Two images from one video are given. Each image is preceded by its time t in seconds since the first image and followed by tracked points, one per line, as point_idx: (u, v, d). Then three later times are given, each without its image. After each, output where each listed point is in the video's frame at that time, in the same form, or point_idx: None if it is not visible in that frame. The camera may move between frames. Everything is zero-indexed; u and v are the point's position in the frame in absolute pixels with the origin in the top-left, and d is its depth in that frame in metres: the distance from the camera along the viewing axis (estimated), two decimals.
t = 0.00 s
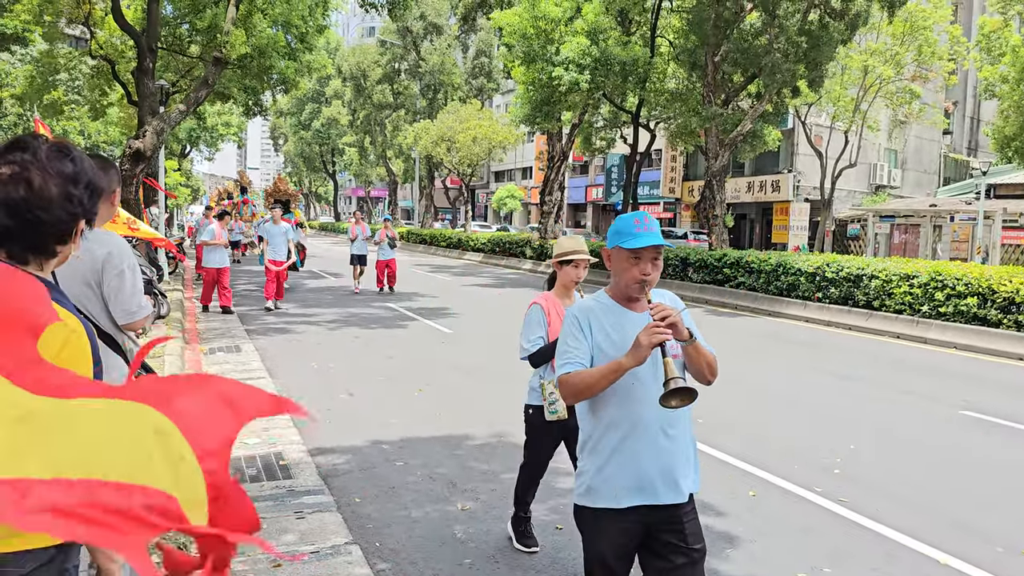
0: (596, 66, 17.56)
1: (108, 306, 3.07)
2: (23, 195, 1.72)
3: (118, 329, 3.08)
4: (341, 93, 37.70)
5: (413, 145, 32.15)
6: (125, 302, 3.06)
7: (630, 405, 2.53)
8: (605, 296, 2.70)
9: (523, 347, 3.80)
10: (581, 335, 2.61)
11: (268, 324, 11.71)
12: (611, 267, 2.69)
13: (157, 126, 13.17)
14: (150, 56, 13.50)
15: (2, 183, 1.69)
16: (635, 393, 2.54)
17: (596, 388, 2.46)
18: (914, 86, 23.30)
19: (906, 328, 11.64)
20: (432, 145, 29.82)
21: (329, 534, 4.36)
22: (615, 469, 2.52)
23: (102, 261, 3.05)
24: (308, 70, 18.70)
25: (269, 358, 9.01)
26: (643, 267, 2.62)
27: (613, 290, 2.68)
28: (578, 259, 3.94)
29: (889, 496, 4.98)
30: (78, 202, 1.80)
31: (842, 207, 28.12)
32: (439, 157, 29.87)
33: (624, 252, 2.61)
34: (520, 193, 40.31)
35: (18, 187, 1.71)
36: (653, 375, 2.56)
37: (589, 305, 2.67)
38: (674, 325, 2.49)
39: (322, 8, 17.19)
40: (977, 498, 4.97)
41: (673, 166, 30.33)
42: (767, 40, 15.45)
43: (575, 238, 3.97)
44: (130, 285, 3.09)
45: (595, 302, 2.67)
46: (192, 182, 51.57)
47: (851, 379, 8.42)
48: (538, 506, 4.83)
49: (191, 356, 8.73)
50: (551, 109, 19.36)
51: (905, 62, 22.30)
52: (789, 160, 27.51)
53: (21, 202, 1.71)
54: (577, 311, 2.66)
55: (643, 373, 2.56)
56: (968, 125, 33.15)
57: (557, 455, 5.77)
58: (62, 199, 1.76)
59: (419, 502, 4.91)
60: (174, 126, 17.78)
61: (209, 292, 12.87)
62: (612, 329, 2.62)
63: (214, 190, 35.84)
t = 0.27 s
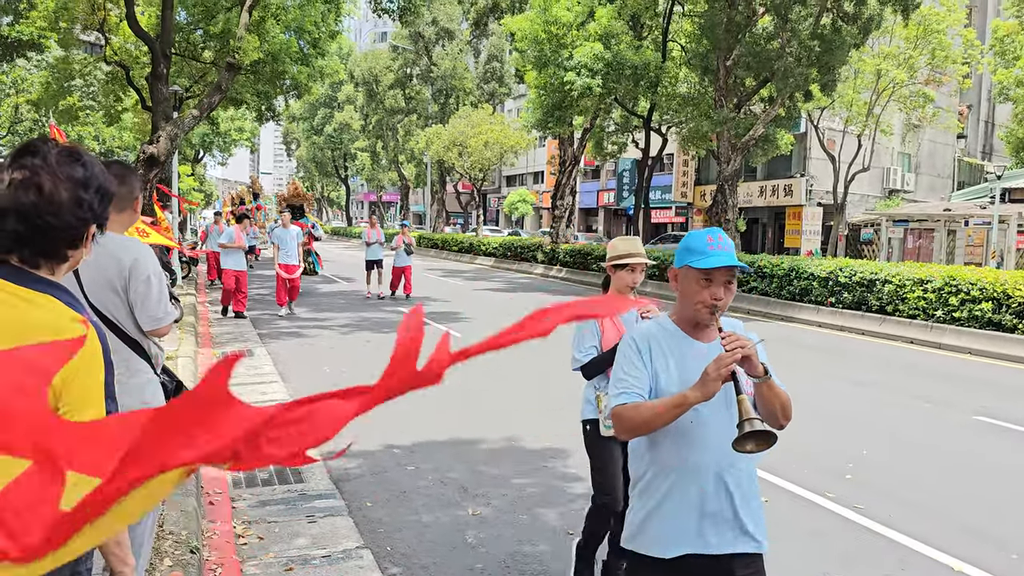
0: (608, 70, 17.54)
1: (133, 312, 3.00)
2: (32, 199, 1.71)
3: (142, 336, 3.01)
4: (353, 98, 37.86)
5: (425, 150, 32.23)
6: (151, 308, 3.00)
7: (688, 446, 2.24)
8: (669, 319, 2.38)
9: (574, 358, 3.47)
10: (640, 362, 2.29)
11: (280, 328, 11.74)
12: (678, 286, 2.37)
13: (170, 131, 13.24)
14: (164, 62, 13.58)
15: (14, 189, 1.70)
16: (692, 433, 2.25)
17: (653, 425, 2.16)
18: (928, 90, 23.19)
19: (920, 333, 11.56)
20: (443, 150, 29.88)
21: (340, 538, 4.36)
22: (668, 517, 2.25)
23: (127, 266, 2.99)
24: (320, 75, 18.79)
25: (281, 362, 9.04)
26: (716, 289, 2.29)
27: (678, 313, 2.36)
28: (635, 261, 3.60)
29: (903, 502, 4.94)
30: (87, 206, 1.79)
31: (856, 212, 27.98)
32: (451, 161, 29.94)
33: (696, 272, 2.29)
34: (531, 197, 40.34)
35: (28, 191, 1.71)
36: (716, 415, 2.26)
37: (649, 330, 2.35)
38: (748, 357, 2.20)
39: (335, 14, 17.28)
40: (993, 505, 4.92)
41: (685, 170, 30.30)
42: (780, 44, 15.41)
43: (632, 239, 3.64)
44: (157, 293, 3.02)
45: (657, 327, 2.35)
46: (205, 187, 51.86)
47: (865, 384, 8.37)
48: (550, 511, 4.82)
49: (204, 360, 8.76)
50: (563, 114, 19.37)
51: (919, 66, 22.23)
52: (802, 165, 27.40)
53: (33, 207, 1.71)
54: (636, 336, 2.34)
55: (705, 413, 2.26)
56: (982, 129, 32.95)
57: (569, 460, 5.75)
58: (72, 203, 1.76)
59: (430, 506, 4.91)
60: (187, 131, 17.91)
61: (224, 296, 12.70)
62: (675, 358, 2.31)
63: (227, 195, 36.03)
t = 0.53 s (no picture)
0: (619, 74, 17.56)
1: (162, 325, 3.01)
2: (47, 206, 1.73)
3: (170, 348, 3.03)
4: (365, 104, 38.03)
5: (436, 155, 32.32)
6: (181, 320, 3.01)
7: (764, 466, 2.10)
8: (745, 328, 2.22)
9: (626, 383, 3.36)
10: (714, 376, 2.14)
11: (292, 334, 11.78)
12: (755, 291, 2.20)
13: (183, 138, 13.31)
14: (177, 69, 13.64)
15: (26, 200, 1.74)
16: (775, 455, 2.10)
17: (728, 445, 2.01)
18: (941, 93, 23.10)
19: (934, 339, 11.49)
20: (455, 156, 29.98)
21: (353, 544, 4.37)
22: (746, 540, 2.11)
23: (155, 279, 2.99)
24: (332, 81, 18.89)
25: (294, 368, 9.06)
26: (799, 294, 2.13)
27: (754, 322, 2.20)
28: (688, 282, 3.48)
29: (919, 509, 4.90)
30: (100, 217, 1.80)
31: (868, 216, 27.86)
32: (462, 167, 30.03)
33: (772, 274, 2.13)
34: (543, 203, 40.37)
35: (43, 200, 1.74)
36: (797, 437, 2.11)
37: (722, 339, 2.19)
38: (837, 369, 2.04)
39: (347, 21, 17.39)
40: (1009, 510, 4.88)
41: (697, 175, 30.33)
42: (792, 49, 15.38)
43: (684, 258, 3.52)
44: (185, 304, 3.05)
45: (731, 336, 2.19)
46: (218, 193, 52.15)
47: (878, 391, 8.31)
48: (563, 518, 4.80)
49: (216, 365, 8.80)
50: (574, 119, 19.38)
51: (932, 70, 22.12)
52: (814, 169, 27.31)
53: (47, 216, 1.73)
54: (708, 347, 2.18)
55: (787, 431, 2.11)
56: (996, 133, 32.77)
57: (582, 466, 5.74)
58: (85, 214, 1.77)
59: (443, 512, 4.91)
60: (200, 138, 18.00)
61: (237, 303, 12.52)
62: (752, 370, 2.15)
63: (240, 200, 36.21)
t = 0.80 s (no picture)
0: (627, 78, 17.60)
1: (177, 332, 3.03)
2: (61, 214, 1.74)
3: (185, 356, 3.05)
4: (374, 108, 38.11)
5: (444, 159, 32.37)
6: (197, 329, 3.03)
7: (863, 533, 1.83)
8: (818, 365, 1.92)
9: (685, 400, 3.07)
10: (791, 429, 1.84)
11: (301, 338, 11.79)
12: (827, 320, 1.91)
13: (194, 142, 13.37)
14: (187, 74, 13.71)
15: (43, 206, 1.74)
16: (871, 518, 1.83)
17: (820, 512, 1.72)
18: (952, 97, 23.02)
19: (944, 344, 11.42)
20: (463, 159, 30.02)
21: (363, 549, 4.36)
22: None
23: (173, 287, 3.01)
24: (340, 86, 18.95)
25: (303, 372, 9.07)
26: (880, 324, 1.83)
27: (829, 358, 1.90)
28: (751, 285, 3.18)
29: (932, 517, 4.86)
30: (115, 223, 1.81)
31: (878, 220, 27.75)
32: (470, 171, 30.06)
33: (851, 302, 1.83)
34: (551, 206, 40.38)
35: (57, 208, 1.75)
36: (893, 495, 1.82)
37: (792, 380, 1.90)
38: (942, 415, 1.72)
39: (355, 26, 17.46)
40: None
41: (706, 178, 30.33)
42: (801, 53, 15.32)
43: (747, 257, 3.20)
44: (202, 313, 3.06)
45: (802, 377, 1.90)
46: (227, 197, 52.34)
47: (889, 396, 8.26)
48: (572, 523, 4.79)
49: (226, 369, 8.82)
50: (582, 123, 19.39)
51: (942, 73, 22.05)
52: (823, 173, 27.24)
53: (61, 223, 1.74)
54: (777, 391, 1.88)
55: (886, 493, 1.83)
56: (1007, 136, 32.62)
57: (591, 472, 5.73)
58: (100, 220, 1.78)
59: (452, 517, 4.90)
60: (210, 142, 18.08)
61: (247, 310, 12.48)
62: (837, 420, 1.85)
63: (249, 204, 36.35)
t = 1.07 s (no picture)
0: (634, 82, 17.64)
1: (184, 338, 3.03)
2: (78, 215, 1.75)
3: (191, 361, 3.04)
4: (380, 111, 38.19)
5: (451, 162, 32.38)
6: (202, 335, 3.02)
7: None
8: (919, 385, 1.66)
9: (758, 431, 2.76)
10: (902, 466, 1.57)
11: (309, 341, 11.80)
12: (938, 333, 1.63)
13: (201, 146, 13.40)
14: (195, 78, 13.75)
15: (57, 209, 1.75)
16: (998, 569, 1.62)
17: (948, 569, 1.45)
18: (960, 100, 22.95)
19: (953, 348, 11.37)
20: (470, 163, 30.04)
21: (370, 552, 4.35)
22: None
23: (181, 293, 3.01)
24: (347, 89, 18.99)
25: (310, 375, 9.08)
26: (1008, 338, 1.56)
27: (936, 378, 1.64)
28: (833, 306, 2.84)
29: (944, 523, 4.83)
30: (127, 226, 1.81)
31: (886, 224, 27.66)
32: (477, 174, 30.08)
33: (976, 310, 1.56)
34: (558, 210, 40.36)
35: (75, 209, 1.75)
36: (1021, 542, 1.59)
37: (891, 402, 1.63)
38: None
39: (362, 30, 17.50)
40: None
41: (713, 182, 30.30)
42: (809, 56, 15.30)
43: (827, 276, 2.87)
44: (209, 320, 3.05)
45: (902, 398, 1.63)
46: (234, 201, 52.43)
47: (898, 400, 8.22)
48: (579, 527, 4.78)
49: (233, 372, 8.84)
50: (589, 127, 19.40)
51: (950, 77, 21.98)
52: (831, 176, 27.17)
53: (73, 227, 1.75)
54: (876, 415, 1.62)
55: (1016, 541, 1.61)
56: (1015, 140, 32.48)
57: (598, 475, 5.71)
58: (112, 223, 1.78)
59: (459, 520, 4.89)
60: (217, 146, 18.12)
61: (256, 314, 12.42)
62: (956, 453, 1.58)
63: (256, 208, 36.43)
